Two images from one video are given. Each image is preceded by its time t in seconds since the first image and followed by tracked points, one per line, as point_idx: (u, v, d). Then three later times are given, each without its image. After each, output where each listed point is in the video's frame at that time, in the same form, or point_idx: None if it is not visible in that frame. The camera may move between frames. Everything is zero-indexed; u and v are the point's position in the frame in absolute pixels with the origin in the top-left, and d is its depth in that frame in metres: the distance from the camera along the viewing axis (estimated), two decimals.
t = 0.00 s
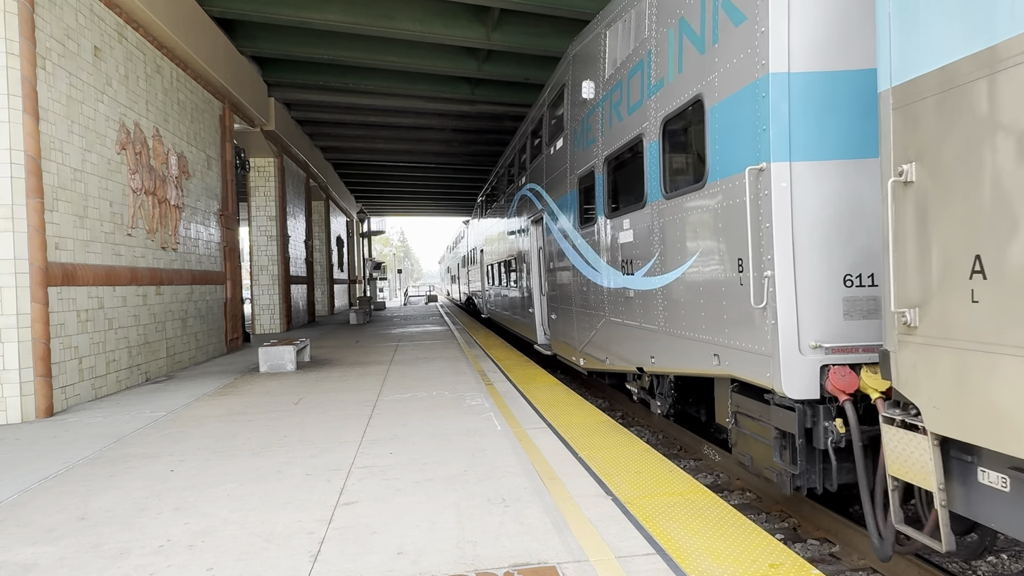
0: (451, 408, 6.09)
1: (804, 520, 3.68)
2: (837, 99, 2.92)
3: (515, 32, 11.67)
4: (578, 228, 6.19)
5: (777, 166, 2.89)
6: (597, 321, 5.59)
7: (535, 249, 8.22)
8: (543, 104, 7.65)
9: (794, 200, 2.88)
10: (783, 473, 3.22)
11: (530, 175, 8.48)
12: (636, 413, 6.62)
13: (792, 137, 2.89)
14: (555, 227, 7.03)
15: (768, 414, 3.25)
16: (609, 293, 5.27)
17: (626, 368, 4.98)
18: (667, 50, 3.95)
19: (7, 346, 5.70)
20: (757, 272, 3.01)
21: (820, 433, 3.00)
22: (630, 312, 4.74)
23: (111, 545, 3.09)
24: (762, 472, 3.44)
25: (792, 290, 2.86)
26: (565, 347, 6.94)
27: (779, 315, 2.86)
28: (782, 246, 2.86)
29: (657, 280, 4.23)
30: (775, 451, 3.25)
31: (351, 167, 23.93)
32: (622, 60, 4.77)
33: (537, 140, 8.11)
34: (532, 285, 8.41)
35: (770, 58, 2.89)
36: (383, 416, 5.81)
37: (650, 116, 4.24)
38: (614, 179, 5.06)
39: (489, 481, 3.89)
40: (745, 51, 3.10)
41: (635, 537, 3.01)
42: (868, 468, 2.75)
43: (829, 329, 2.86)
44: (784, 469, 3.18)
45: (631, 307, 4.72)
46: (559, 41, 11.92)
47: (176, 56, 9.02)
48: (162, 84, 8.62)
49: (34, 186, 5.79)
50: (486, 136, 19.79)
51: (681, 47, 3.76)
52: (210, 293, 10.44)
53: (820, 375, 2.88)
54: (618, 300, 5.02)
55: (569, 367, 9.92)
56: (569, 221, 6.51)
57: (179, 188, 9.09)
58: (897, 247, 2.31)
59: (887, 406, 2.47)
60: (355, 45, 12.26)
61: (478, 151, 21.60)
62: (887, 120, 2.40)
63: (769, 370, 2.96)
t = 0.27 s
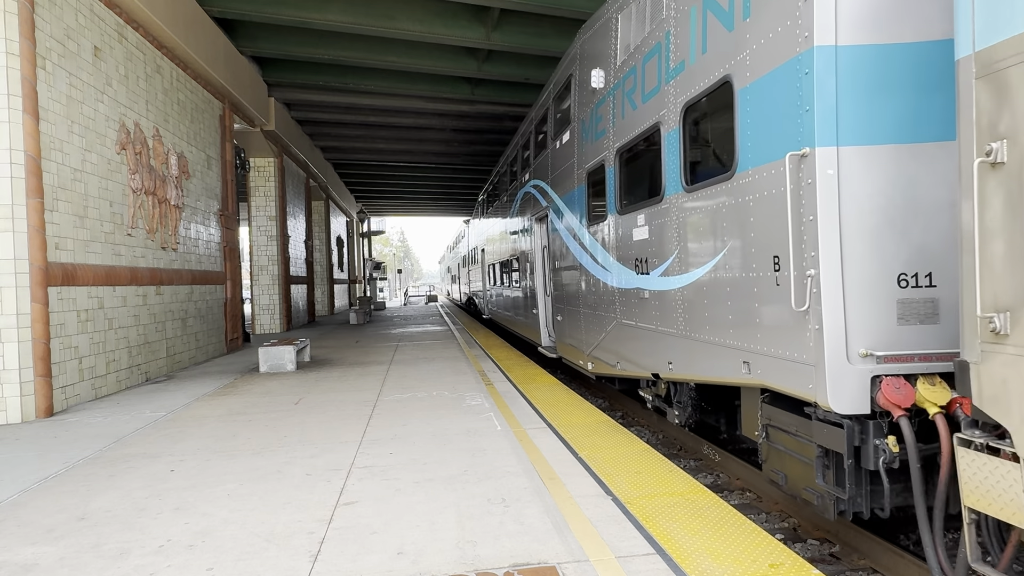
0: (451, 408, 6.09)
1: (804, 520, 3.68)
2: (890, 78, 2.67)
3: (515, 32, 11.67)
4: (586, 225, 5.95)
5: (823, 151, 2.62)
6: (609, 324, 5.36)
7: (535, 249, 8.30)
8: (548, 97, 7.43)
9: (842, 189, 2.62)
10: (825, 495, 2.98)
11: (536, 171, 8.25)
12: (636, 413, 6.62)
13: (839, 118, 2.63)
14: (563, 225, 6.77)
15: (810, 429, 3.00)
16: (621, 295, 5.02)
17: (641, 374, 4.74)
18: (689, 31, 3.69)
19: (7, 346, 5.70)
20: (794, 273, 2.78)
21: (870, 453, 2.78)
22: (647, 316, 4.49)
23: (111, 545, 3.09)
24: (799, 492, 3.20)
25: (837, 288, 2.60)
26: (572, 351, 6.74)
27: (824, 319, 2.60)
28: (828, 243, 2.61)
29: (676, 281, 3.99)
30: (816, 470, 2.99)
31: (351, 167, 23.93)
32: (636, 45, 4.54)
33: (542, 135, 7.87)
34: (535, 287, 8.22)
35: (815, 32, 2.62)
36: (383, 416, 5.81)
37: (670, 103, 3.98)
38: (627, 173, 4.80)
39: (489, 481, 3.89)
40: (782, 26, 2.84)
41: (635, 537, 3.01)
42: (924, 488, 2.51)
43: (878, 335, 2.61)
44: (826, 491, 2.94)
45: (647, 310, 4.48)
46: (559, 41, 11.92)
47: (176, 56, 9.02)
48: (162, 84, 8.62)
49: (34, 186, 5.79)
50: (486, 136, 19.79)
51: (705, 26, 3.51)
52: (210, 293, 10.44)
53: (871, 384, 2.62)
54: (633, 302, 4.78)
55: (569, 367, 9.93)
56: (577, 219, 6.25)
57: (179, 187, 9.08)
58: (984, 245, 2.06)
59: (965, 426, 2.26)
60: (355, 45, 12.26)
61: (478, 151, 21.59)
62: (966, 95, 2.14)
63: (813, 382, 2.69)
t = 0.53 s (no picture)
0: (451, 408, 6.09)
1: (804, 520, 3.68)
2: (955, 49, 2.36)
3: (515, 32, 11.67)
4: (595, 222, 5.66)
5: (880, 133, 2.32)
6: (618, 326, 5.07)
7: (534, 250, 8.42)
8: (553, 88, 7.16)
9: (903, 175, 2.33)
10: (876, 522, 2.61)
11: (540, 166, 7.96)
12: (636, 413, 6.62)
13: (898, 96, 2.32)
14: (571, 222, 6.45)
15: (861, 448, 2.64)
16: (633, 296, 4.71)
17: (655, 381, 4.44)
18: (713, 9, 3.39)
19: (7, 346, 5.70)
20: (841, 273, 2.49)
21: (932, 476, 2.40)
22: (662, 318, 4.19)
23: (111, 545, 3.09)
24: (843, 517, 2.84)
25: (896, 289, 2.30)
26: (578, 355, 6.48)
27: (880, 324, 2.30)
28: (884, 238, 2.31)
29: (696, 281, 3.68)
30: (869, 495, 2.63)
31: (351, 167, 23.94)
32: (651, 28, 4.24)
33: (547, 128, 7.59)
34: (540, 287, 8.02)
35: None
36: (383, 416, 5.81)
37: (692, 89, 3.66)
38: (642, 165, 4.51)
39: (489, 481, 3.89)
40: None
41: (635, 537, 3.01)
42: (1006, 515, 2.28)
43: (941, 341, 2.32)
44: (879, 519, 2.58)
45: (663, 312, 4.17)
46: (559, 41, 11.92)
47: (176, 56, 9.02)
48: (162, 84, 8.62)
49: (34, 186, 5.79)
50: (486, 136, 19.80)
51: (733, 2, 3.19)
52: (210, 293, 10.44)
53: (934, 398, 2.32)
54: (646, 303, 4.47)
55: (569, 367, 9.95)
56: (586, 215, 5.95)
57: (180, 188, 9.08)
58: None
59: None
60: (355, 45, 12.26)
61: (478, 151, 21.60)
62: None
63: (866, 396, 2.39)
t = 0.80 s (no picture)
0: (451, 408, 6.09)
1: (804, 520, 3.68)
2: None
3: (515, 32, 11.67)
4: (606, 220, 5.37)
5: (954, 109, 2.03)
6: (632, 329, 4.81)
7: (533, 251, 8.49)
8: (560, 79, 6.92)
9: (977, 158, 2.05)
10: (941, 555, 2.39)
11: (546, 162, 7.71)
12: (637, 413, 6.62)
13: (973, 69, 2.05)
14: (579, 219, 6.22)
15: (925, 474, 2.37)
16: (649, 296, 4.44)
17: (673, 388, 4.17)
18: None
19: (7, 346, 5.70)
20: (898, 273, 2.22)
21: (1012, 507, 2.13)
22: (683, 321, 3.92)
23: (111, 545, 3.09)
24: (898, 546, 2.60)
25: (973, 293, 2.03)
26: (587, 359, 6.25)
27: (955, 328, 2.02)
28: (956, 233, 2.03)
29: (722, 281, 3.41)
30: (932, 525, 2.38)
31: (352, 167, 23.95)
32: (668, 11, 4.00)
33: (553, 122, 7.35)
34: (545, 287, 7.82)
35: None
36: (383, 416, 5.81)
37: (719, 72, 3.40)
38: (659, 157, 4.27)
39: (489, 481, 3.89)
40: None
41: (635, 537, 3.01)
42: None
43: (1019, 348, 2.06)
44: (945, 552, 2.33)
45: (683, 313, 3.90)
46: (559, 41, 11.92)
47: (176, 56, 9.02)
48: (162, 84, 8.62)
49: (34, 186, 5.79)
50: (486, 136, 19.80)
51: None
52: (210, 293, 10.44)
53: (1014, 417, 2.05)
54: (664, 305, 4.20)
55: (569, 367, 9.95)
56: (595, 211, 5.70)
57: (180, 188, 9.09)
58: None
59: None
60: (355, 45, 12.26)
61: (478, 151, 21.60)
62: None
63: (933, 413, 2.11)
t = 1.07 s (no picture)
0: (451, 408, 6.09)
1: (804, 520, 3.68)
2: None
3: (515, 32, 11.67)
4: (617, 217, 5.07)
5: None
6: (645, 332, 4.52)
7: (535, 252, 8.45)
8: (566, 69, 6.65)
9: None
10: None
11: (551, 157, 7.43)
12: (636, 413, 6.62)
13: None
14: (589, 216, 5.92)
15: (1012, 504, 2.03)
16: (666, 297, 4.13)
17: (693, 397, 3.87)
18: None
19: (7, 346, 5.70)
20: (960, 272, 1.94)
21: None
22: (703, 325, 3.62)
23: (111, 545, 3.09)
24: None
25: None
26: (593, 364, 6.03)
27: None
28: None
29: (751, 281, 3.10)
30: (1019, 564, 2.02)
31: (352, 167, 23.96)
32: None
33: (559, 115, 7.09)
34: (549, 287, 7.60)
35: None
36: (383, 416, 5.82)
37: (748, 51, 3.09)
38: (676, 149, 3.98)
39: (489, 481, 3.89)
40: None
41: (635, 537, 3.01)
42: None
43: None
44: None
45: (704, 315, 3.59)
46: (559, 41, 11.92)
47: (176, 56, 9.02)
48: (163, 84, 8.62)
49: (34, 186, 5.79)
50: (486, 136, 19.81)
51: None
52: (210, 293, 10.44)
53: None
54: (681, 306, 3.89)
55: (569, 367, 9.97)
56: (605, 208, 5.40)
57: (180, 188, 9.09)
58: None
59: None
60: (355, 45, 12.26)
61: (478, 151, 21.60)
62: None
63: (1018, 435, 1.78)
